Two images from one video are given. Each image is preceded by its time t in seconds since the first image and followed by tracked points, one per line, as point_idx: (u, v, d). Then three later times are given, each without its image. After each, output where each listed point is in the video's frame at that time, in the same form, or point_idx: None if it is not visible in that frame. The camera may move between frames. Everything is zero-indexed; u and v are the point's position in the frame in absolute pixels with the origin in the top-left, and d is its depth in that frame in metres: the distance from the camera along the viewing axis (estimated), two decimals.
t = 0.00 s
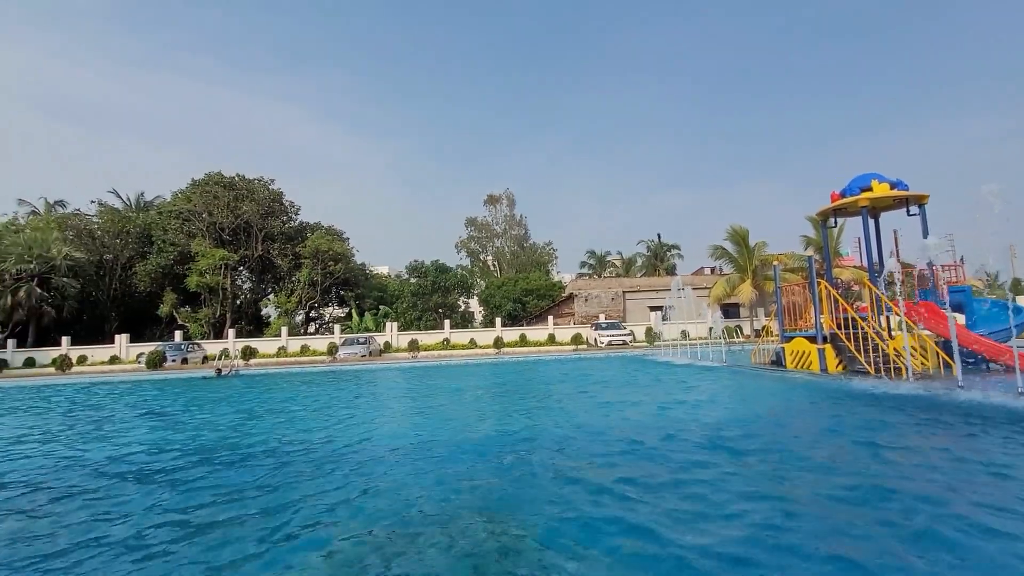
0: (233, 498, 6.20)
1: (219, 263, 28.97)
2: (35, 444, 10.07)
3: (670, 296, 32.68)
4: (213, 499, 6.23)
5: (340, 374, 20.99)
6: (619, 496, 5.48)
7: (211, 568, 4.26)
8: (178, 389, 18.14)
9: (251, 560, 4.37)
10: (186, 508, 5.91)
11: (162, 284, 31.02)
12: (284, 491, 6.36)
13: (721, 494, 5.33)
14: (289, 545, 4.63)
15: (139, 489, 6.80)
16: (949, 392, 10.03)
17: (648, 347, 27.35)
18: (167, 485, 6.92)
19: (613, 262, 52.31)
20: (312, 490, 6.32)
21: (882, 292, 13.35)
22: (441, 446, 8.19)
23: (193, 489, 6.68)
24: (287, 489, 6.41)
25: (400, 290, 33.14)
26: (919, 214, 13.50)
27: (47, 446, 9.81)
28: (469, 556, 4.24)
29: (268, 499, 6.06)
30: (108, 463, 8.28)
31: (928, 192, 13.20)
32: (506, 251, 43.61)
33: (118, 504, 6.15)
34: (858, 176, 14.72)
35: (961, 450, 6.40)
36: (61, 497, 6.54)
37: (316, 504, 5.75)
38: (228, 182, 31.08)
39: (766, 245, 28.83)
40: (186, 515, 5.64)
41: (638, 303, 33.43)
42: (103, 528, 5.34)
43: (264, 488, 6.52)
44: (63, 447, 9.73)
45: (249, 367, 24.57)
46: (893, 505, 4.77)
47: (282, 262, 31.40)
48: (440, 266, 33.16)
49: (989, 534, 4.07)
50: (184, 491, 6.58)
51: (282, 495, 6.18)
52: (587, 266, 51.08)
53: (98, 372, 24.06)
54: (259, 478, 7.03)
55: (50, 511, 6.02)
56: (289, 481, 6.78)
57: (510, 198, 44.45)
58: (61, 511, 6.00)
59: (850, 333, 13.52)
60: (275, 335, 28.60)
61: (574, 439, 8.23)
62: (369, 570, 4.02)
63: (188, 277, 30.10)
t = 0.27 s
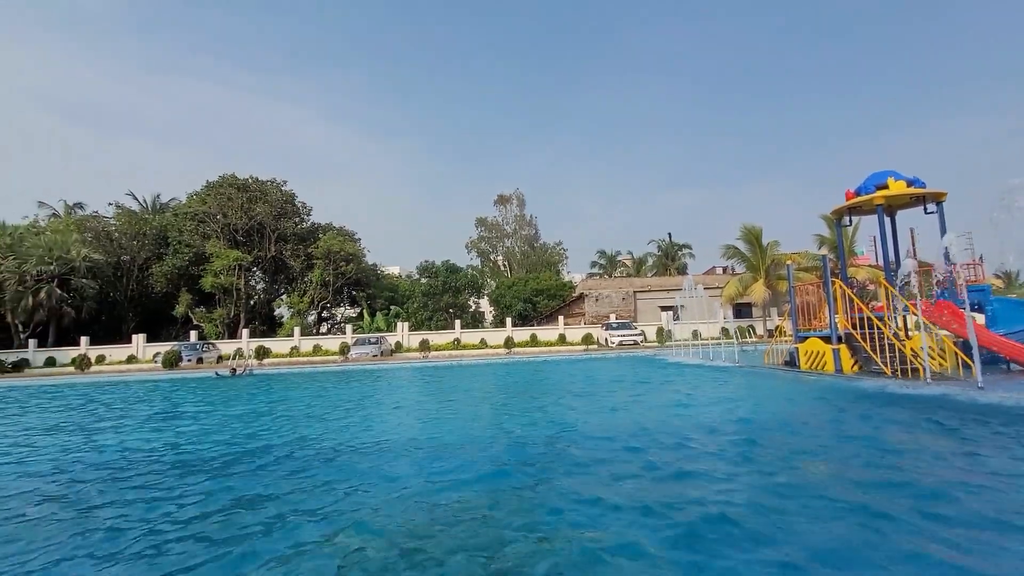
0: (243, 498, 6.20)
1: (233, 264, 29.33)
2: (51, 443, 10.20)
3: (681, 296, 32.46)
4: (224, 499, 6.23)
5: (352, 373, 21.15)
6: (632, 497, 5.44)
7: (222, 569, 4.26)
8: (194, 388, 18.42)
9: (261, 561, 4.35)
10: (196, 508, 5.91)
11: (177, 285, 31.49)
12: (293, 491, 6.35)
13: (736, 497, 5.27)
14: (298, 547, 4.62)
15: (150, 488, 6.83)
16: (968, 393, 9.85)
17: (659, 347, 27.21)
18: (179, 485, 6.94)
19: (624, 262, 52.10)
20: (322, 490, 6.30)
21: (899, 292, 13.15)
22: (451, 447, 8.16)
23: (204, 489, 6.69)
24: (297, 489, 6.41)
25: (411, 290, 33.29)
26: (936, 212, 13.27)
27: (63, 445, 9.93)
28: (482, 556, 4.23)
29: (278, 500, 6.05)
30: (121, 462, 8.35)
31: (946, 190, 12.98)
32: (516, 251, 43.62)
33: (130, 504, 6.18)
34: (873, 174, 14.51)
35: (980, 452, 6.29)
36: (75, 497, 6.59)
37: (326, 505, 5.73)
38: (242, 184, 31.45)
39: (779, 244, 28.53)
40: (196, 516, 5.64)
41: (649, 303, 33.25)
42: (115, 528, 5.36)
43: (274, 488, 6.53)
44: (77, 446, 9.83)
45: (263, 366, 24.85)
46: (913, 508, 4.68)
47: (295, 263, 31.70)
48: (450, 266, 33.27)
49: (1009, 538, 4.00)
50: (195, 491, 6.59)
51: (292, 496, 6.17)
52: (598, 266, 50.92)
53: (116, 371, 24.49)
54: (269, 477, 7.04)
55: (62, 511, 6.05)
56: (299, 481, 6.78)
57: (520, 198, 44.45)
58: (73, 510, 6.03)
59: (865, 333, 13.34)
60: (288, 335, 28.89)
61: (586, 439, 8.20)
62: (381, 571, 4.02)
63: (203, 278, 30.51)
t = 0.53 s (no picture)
0: (256, 497, 6.23)
1: (250, 265, 29.76)
2: (72, 441, 10.39)
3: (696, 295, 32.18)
4: (236, 497, 6.28)
5: (366, 372, 21.33)
6: (647, 498, 5.41)
7: (235, 567, 4.29)
8: (211, 387, 18.72)
9: (272, 560, 4.37)
10: (209, 507, 5.96)
11: (196, 285, 32.05)
12: (305, 491, 6.36)
13: (752, 498, 5.22)
14: (310, 545, 4.63)
15: (165, 487, 6.90)
16: (992, 393, 9.63)
17: (673, 347, 27.01)
18: (193, 483, 7.01)
19: (637, 261, 51.81)
20: (333, 490, 6.32)
21: (920, 290, 12.87)
22: (463, 447, 8.15)
23: (217, 487, 6.75)
24: (309, 488, 6.43)
25: (423, 290, 33.47)
26: (959, 208, 12.98)
27: (82, 444, 10.09)
28: (495, 556, 4.23)
29: (289, 499, 6.07)
30: (138, 461, 8.46)
31: (969, 186, 12.68)
32: (529, 250, 43.62)
33: (147, 500, 6.31)
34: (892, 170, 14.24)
35: (1006, 453, 6.14)
36: (92, 494, 6.68)
37: (337, 505, 5.74)
38: (257, 186, 31.88)
39: (796, 242, 28.14)
40: (209, 515, 5.68)
41: (663, 302, 33.02)
42: (134, 524, 5.47)
43: (287, 487, 6.55)
44: (97, 444, 10.00)
45: (278, 366, 25.18)
46: (935, 511, 4.59)
47: (310, 264, 32.06)
48: (463, 266, 33.38)
49: None
50: (208, 490, 6.64)
51: (303, 495, 6.18)
52: (610, 266, 50.70)
53: (136, 370, 25.02)
54: (282, 476, 7.08)
55: (79, 508, 6.14)
56: (311, 480, 6.80)
57: (532, 198, 44.43)
58: (90, 508, 6.11)
59: (885, 333, 13.08)
60: (303, 335, 29.23)
61: (599, 439, 8.18)
62: (393, 570, 4.03)
63: (220, 278, 31.01)
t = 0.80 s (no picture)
0: (274, 494, 6.32)
1: (269, 266, 30.27)
2: (98, 438, 10.68)
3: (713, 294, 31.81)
4: (255, 494, 6.37)
5: (383, 371, 21.55)
6: (663, 496, 5.41)
7: (253, 563, 4.36)
8: (233, 385, 19.13)
9: (289, 557, 4.42)
10: (229, 504, 6.06)
11: (217, 286, 32.73)
12: (321, 489, 6.43)
13: (766, 498, 5.18)
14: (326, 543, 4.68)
15: (186, 483, 7.05)
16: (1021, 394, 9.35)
17: (690, 346, 26.76)
18: (213, 480, 7.12)
19: (653, 259, 51.39)
20: (349, 487, 6.43)
21: (946, 287, 12.53)
22: (478, 446, 8.18)
23: (236, 484, 6.86)
24: (325, 485, 6.56)
25: (439, 289, 33.67)
26: (987, 203, 12.60)
27: (108, 441, 10.37)
28: (512, 553, 4.27)
29: (306, 495, 6.19)
30: (161, 457, 8.71)
31: (997, 179, 12.31)
32: (544, 249, 43.58)
33: (170, 495, 6.51)
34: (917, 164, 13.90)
35: None
36: (116, 490, 6.85)
37: (353, 501, 5.85)
38: (277, 188, 32.39)
39: (816, 239, 27.62)
40: (228, 511, 5.77)
41: (680, 301, 32.71)
42: (157, 519, 5.65)
43: (304, 485, 6.64)
44: (122, 442, 10.26)
45: (297, 365, 25.58)
46: (960, 512, 4.50)
47: (328, 264, 32.48)
48: (478, 266, 33.48)
49: None
50: (227, 487, 6.75)
51: (319, 493, 6.25)
52: (626, 264, 50.37)
53: (161, 369, 25.65)
54: (299, 474, 7.17)
55: (104, 504, 6.29)
56: (327, 479, 6.88)
57: (547, 197, 44.36)
58: (115, 504, 6.27)
59: (909, 331, 12.77)
60: (321, 334, 29.63)
61: (615, 438, 8.17)
62: (407, 565, 4.11)
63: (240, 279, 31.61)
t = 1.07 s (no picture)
0: (290, 494, 6.37)
1: (291, 267, 30.81)
2: (126, 435, 10.97)
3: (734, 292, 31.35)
4: (271, 494, 6.43)
5: (402, 371, 21.77)
6: (688, 497, 5.36)
7: (271, 562, 4.40)
8: (257, 384, 19.54)
9: (303, 558, 4.44)
10: (246, 502, 6.13)
11: (241, 286, 33.44)
12: (337, 488, 6.47)
13: (790, 500, 5.11)
14: (341, 541, 4.74)
15: (207, 481, 7.17)
16: None
17: (710, 345, 26.42)
18: (239, 477, 7.29)
19: (672, 258, 50.85)
20: (371, 485, 6.52)
21: (978, 285, 12.15)
22: (495, 446, 8.17)
23: (255, 483, 6.95)
24: (348, 483, 6.65)
25: (457, 289, 33.85)
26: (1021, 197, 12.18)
27: (134, 438, 10.64)
28: (536, 552, 4.29)
29: (330, 493, 6.29)
30: (189, 454, 8.94)
31: None
32: (561, 248, 43.47)
33: (199, 491, 6.68)
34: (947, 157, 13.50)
35: None
36: (140, 487, 7.00)
37: (376, 499, 5.92)
38: (298, 190, 32.94)
39: (841, 235, 27.01)
40: (244, 510, 5.84)
41: (699, 300, 32.31)
42: (188, 514, 5.81)
43: (320, 485, 6.69)
44: (148, 439, 10.51)
45: (319, 364, 26.00)
46: (999, 516, 4.37)
47: (348, 264, 32.93)
48: (496, 265, 33.56)
49: None
50: (246, 486, 6.84)
51: (335, 493, 6.29)
52: (644, 263, 49.95)
53: (188, 368, 26.32)
54: (316, 474, 7.23)
55: (127, 501, 6.43)
56: (343, 478, 6.91)
57: (564, 196, 44.22)
58: (138, 501, 6.40)
59: (940, 330, 12.42)
60: (342, 334, 30.06)
61: (637, 438, 8.12)
62: (431, 562, 4.17)
63: (263, 280, 32.24)
